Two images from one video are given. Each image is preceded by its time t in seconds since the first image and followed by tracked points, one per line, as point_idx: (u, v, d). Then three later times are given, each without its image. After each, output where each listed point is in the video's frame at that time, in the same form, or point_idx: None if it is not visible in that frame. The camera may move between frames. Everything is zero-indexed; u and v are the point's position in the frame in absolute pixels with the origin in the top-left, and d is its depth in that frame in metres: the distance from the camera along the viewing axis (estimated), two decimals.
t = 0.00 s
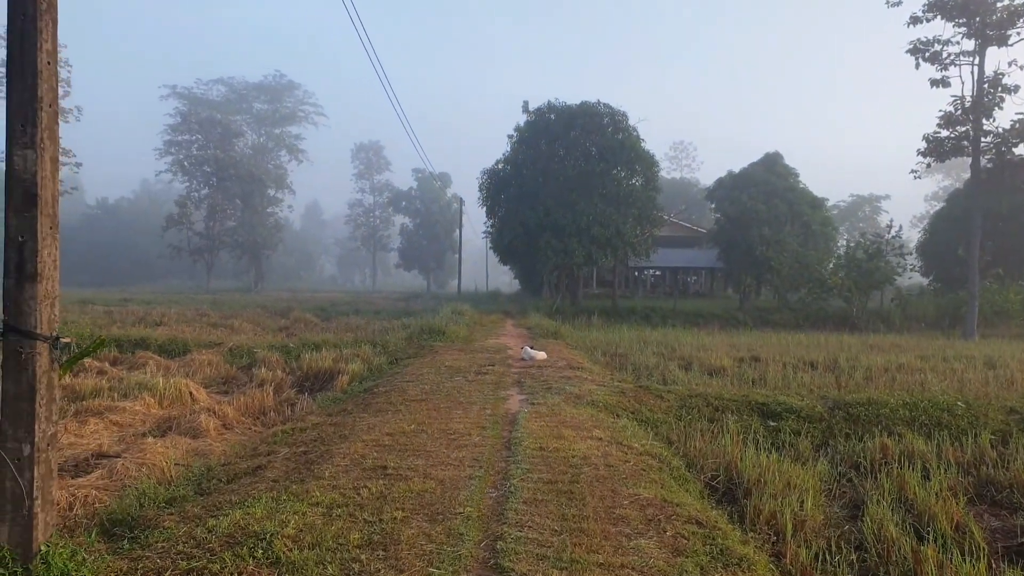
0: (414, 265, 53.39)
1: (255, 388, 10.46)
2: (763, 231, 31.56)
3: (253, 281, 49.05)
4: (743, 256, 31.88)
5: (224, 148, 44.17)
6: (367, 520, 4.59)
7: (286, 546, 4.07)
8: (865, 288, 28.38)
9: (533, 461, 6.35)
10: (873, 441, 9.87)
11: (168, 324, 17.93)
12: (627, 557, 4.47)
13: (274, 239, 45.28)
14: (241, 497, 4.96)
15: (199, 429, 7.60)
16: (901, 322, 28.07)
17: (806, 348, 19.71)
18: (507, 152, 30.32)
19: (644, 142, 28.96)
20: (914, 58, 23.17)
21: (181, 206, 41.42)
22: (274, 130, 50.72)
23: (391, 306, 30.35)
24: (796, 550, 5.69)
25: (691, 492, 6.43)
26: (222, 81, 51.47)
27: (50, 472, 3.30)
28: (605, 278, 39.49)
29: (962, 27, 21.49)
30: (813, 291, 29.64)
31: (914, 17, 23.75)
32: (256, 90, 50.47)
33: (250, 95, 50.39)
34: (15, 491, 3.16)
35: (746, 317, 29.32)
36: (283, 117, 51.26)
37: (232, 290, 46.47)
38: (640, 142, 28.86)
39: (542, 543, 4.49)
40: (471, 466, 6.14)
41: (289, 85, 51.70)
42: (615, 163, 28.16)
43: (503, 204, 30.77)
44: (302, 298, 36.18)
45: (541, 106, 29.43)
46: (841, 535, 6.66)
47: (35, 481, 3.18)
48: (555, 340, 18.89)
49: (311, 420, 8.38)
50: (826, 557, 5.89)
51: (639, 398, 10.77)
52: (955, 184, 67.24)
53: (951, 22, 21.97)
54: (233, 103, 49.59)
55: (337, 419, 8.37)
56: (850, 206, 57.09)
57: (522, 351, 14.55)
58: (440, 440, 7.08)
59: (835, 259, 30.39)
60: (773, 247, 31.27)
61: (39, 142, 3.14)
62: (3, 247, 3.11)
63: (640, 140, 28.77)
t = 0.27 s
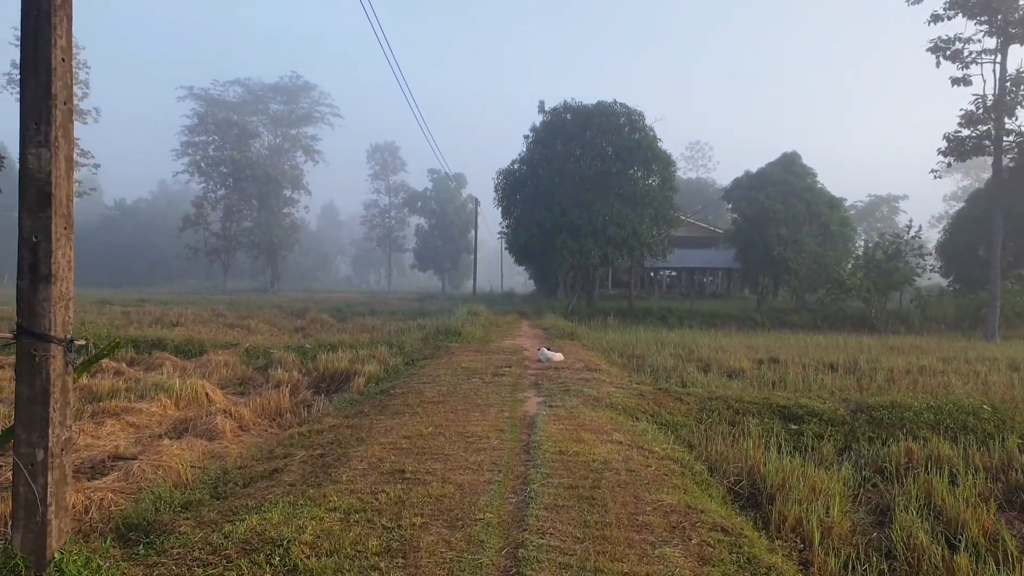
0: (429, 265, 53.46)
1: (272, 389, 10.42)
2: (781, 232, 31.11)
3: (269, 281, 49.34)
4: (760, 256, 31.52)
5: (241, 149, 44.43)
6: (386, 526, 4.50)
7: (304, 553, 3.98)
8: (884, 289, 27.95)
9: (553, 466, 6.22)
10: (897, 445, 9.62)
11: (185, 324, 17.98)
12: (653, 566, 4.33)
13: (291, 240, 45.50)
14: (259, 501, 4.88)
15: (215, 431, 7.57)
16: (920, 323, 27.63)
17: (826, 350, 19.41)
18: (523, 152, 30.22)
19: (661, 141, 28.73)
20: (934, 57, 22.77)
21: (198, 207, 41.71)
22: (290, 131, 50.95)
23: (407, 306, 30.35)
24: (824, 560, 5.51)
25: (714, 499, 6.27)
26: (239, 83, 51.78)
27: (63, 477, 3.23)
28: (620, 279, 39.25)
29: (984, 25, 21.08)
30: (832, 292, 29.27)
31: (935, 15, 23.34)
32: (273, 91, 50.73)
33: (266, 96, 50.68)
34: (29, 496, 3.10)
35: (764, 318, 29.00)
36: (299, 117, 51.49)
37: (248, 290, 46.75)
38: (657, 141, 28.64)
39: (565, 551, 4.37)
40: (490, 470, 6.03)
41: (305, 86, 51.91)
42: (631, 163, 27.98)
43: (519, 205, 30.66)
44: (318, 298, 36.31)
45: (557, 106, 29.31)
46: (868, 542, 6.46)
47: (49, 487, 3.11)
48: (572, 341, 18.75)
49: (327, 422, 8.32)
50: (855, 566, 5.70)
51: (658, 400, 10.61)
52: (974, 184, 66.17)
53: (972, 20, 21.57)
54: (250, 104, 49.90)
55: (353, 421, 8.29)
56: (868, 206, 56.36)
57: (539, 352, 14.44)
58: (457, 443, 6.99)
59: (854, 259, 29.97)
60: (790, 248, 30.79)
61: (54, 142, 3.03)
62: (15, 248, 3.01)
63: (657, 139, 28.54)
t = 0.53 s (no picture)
0: (439, 268, 53.47)
1: (284, 393, 10.37)
2: (794, 233, 30.80)
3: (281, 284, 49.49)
4: (773, 258, 31.24)
5: (253, 152, 44.63)
6: (400, 533, 4.41)
7: (317, 561, 3.90)
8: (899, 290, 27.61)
9: (569, 471, 6.12)
10: (918, 449, 9.42)
11: (198, 327, 17.99)
12: None
13: (302, 243, 45.66)
14: (271, 508, 4.81)
15: (227, 435, 7.52)
16: (936, 325, 27.27)
17: (841, 352, 19.17)
18: (534, 154, 30.14)
19: (673, 142, 28.56)
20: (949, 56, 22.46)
21: (210, 211, 41.91)
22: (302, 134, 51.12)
23: (418, 309, 30.31)
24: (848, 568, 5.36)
25: (734, 505, 6.13)
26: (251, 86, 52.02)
27: (73, 486, 3.13)
28: (632, 280, 39.06)
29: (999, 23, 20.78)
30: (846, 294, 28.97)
31: (950, 13, 23.05)
32: (284, 94, 50.94)
33: (278, 99, 50.89)
34: (38, 505, 3.01)
35: (777, 320, 28.73)
36: (311, 120, 51.66)
37: (260, 293, 46.93)
38: (669, 142, 28.45)
39: (583, 560, 4.26)
40: (505, 476, 5.92)
41: (316, 89, 52.09)
42: (643, 164, 27.81)
43: (530, 206, 30.57)
44: (330, 301, 36.38)
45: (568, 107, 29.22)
46: (891, 549, 6.30)
47: (58, 497, 3.02)
48: (584, 343, 18.62)
49: (340, 426, 8.24)
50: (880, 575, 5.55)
51: (673, 404, 10.46)
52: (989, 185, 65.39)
53: (988, 19, 21.26)
54: (262, 107, 50.12)
55: (366, 425, 8.22)
56: (881, 206, 55.80)
57: (551, 355, 14.32)
58: (471, 447, 6.90)
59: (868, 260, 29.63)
60: (804, 249, 30.50)
61: (64, 143, 2.92)
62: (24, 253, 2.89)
63: (669, 140, 28.36)
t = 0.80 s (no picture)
0: (450, 269, 53.50)
1: (295, 394, 10.34)
2: (807, 233, 30.53)
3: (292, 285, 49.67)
4: (786, 259, 30.99)
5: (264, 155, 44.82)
6: (411, 538, 4.34)
7: (326, 568, 3.83)
8: (913, 291, 27.30)
9: (582, 476, 6.03)
10: (937, 453, 9.25)
11: (209, 329, 18.03)
12: None
13: (313, 245, 45.82)
14: (280, 512, 4.76)
15: (237, 437, 7.49)
16: (951, 326, 26.93)
17: (855, 354, 18.95)
18: (544, 154, 30.08)
19: (684, 142, 28.40)
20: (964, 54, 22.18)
21: (222, 213, 42.10)
22: (312, 136, 51.28)
23: (428, 310, 30.29)
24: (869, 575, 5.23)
25: (750, 510, 6.02)
26: (262, 89, 52.27)
27: (79, 490, 3.07)
28: (643, 282, 38.88)
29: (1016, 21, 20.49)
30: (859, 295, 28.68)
31: (965, 11, 22.76)
32: (295, 96, 51.15)
33: (289, 101, 51.11)
34: (43, 509, 2.95)
35: (790, 321, 28.49)
36: (321, 123, 51.83)
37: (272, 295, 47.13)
38: (680, 142, 28.29)
39: (598, 567, 4.17)
40: (517, 480, 5.84)
41: (327, 91, 52.26)
42: (654, 164, 27.67)
43: (540, 207, 30.50)
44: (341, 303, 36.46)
45: (578, 107, 29.13)
46: (912, 556, 6.15)
47: (64, 500, 2.96)
48: (595, 345, 18.51)
49: (350, 428, 8.20)
50: None
51: (686, 406, 10.35)
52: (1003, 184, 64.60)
53: (1004, 16, 20.98)
54: (273, 110, 50.36)
55: (376, 427, 8.16)
56: (894, 207, 55.26)
57: (563, 357, 14.22)
58: (483, 450, 6.82)
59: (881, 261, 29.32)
60: (816, 250, 30.23)
61: (70, 143, 2.87)
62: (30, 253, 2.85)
63: (680, 140, 28.20)
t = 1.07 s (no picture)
0: (462, 270, 53.53)
1: (307, 395, 10.31)
2: (822, 232, 30.21)
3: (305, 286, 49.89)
4: (801, 258, 30.66)
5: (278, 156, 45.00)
6: (422, 543, 4.27)
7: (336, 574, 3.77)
8: (931, 291, 26.93)
9: (596, 480, 5.94)
10: (960, 457, 9.06)
11: (222, 329, 18.08)
12: None
13: (326, 245, 46.01)
14: (291, 515, 4.71)
15: (249, 438, 7.46)
16: (971, 327, 26.53)
17: (872, 355, 18.69)
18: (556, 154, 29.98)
19: (697, 141, 28.19)
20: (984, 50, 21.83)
21: (236, 214, 42.31)
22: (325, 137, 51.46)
23: (440, 310, 30.28)
24: None
25: (768, 516, 5.89)
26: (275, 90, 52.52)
27: (86, 493, 2.99)
28: (656, 282, 38.67)
29: None
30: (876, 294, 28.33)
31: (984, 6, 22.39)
32: (308, 98, 51.36)
33: (302, 103, 51.33)
34: (50, 513, 2.88)
35: (805, 321, 28.21)
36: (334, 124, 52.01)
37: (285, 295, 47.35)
38: (693, 141, 28.08)
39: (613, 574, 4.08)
40: (530, 484, 5.76)
41: (340, 92, 52.42)
42: (667, 164, 27.49)
43: (552, 207, 30.39)
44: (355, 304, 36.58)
45: (591, 107, 29.01)
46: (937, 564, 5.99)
47: (71, 504, 2.88)
48: (608, 346, 18.38)
49: (362, 429, 8.15)
50: None
51: (702, 408, 10.22)
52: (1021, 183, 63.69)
53: None
54: (287, 111, 50.59)
55: (388, 428, 8.11)
56: (910, 206, 54.60)
57: (575, 358, 14.12)
58: (495, 453, 6.75)
59: (898, 261, 28.95)
60: (832, 249, 29.91)
61: (76, 141, 2.80)
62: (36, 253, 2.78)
63: (693, 139, 28.00)
